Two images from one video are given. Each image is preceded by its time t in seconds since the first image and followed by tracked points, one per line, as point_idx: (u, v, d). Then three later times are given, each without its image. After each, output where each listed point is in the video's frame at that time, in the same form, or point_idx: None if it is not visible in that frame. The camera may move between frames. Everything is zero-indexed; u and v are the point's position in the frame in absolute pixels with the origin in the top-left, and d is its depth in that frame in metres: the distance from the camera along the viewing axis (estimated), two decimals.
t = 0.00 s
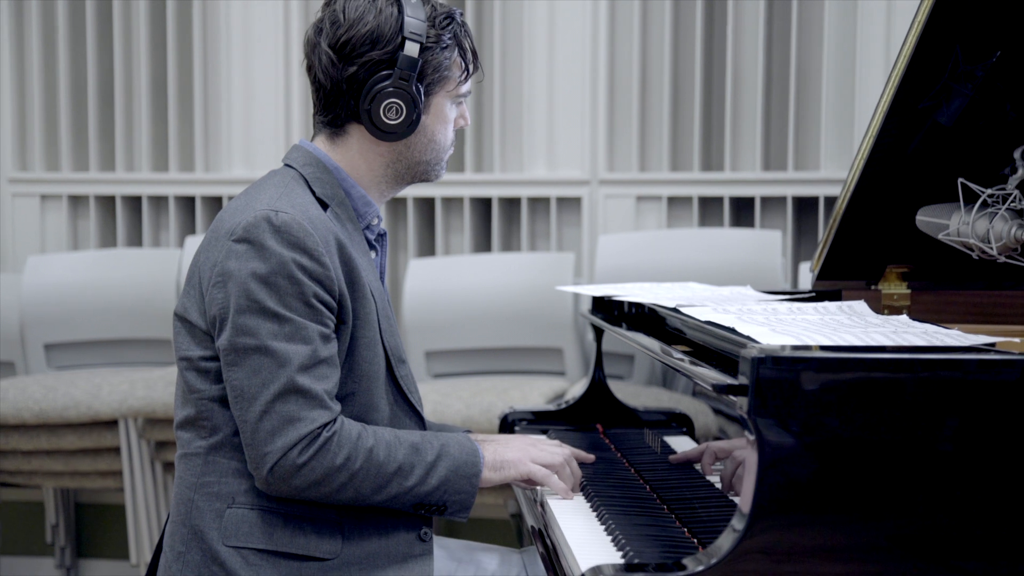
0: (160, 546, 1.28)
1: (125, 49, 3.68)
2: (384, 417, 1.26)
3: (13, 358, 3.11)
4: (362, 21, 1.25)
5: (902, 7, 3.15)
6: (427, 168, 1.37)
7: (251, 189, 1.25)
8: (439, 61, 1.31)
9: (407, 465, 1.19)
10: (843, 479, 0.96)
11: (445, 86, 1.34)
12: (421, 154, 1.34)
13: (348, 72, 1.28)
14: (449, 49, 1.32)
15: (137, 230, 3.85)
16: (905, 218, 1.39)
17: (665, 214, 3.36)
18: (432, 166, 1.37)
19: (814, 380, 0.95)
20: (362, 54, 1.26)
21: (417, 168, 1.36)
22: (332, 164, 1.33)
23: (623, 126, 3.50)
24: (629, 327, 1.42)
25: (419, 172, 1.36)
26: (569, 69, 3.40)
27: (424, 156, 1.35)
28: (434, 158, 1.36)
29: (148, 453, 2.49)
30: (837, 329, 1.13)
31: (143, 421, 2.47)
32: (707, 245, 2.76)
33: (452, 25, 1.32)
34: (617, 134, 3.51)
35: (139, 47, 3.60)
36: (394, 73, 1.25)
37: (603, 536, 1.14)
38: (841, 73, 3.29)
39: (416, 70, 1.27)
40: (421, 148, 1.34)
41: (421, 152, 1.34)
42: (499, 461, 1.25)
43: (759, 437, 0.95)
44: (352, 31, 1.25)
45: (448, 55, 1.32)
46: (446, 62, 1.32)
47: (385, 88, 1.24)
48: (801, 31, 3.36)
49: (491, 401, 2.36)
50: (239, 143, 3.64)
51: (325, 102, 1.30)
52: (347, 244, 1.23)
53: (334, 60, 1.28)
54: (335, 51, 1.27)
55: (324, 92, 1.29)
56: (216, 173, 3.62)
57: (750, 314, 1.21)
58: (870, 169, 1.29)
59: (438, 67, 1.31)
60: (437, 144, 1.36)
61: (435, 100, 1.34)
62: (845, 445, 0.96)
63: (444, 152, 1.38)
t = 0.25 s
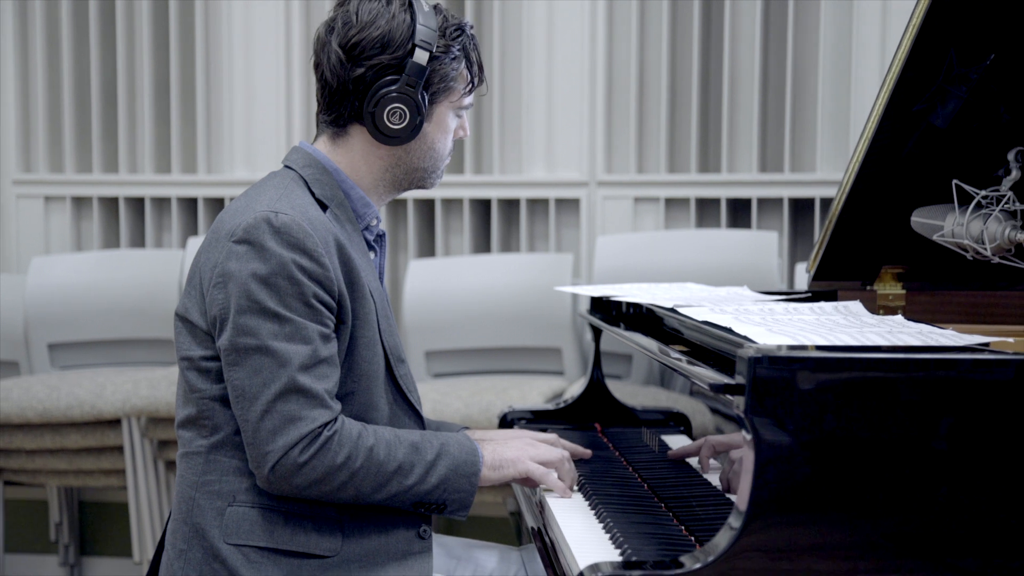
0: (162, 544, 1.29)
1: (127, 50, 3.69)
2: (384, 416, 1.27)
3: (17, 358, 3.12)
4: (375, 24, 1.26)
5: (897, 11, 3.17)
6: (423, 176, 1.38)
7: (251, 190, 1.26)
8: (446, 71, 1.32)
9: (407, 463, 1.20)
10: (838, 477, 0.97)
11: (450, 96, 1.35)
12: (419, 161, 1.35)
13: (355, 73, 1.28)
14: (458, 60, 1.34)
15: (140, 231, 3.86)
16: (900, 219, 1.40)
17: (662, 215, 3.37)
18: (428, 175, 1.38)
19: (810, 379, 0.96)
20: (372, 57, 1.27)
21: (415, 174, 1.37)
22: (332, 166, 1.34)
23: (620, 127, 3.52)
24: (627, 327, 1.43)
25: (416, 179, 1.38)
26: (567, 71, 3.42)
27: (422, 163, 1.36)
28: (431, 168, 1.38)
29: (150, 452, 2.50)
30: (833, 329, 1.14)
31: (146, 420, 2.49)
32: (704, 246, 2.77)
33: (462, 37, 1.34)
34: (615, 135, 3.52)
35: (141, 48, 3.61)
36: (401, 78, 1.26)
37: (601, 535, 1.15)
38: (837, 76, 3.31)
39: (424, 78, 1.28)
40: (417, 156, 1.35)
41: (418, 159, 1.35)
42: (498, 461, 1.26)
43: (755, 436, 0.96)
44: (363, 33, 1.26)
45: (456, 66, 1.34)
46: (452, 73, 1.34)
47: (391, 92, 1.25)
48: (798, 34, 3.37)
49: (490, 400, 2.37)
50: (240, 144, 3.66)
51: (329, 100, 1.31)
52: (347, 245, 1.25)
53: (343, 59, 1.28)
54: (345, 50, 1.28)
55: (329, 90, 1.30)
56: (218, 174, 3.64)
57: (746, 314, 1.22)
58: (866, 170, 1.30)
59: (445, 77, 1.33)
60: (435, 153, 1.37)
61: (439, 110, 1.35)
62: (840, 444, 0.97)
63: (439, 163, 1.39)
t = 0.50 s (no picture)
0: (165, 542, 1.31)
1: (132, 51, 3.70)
2: (385, 416, 1.29)
3: (21, 358, 3.13)
4: (371, 28, 1.27)
5: (892, 12, 3.18)
6: (428, 174, 1.39)
7: (254, 191, 1.27)
8: (444, 70, 1.34)
9: (409, 462, 1.21)
10: (834, 476, 0.98)
11: (449, 94, 1.37)
12: (423, 160, 1.37)
13: (354, 77, 1.29)
14: (455, 58, 1.35)
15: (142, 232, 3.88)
16: (895, 221, 1.41)
17: (660, 216, 3.38)
18: (432, 172, 1.39)
19: (806, 379, 0.97)
20: (370, 60, 1.28)
21: (419, 173, 1.38)
22: (335, 167, 1.35)
23: (618, 129, 3.53)
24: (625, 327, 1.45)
25: (420, 177, 1.39)
26: (567, 74, 3.44)
27: (426, 162, 1.37)
28: (435, 165, 1.39)
29: (153, 451, 2.51)
30: (829, 329, 1.15)
31: (148, 419, 2.50)
32: (701, 247, 2.78)
33: (458, 35, 1.35)
34: (613, 137, 3.53)
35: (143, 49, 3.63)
36: (399, 80, 1.27)
37: (599, 533, 1.16)
38: (833, 78, 3.32)
39: (422, 78, 1.29)
40: (422, 154, 1.36)
41: (423, 158, 1.36)
42: (499, 462, 1.27)
43: (751, 435, 0.97)
44: (361, 36, 1.28)
45: (454, 63, 1.35)
46: (450, 71, 1.35)
47: (391, 94, 1.27)
48: (795, 36, 3.38)
49: (490, 399, 2.38)
50: (243, 146, 3.67)
51: (330, 105, 1.32)
52: (349, 246, 1.26)
53: (341, 64, 1.30)
54: (343, 55, 1.29)
55: (329, 94, 1.32)
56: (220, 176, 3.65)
57: (743, 314, 1.23)
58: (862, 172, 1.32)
59: (444, 76, 1.34)
60: (438, 151, 1.38)
61: (439, 109, 1.36)
62: (836, 443, 0.98)
63: (444, 158, 1.40)
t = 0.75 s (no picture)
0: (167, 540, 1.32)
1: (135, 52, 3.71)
2: (385, 414, 1.30)
3: (25, 357, 3.14)
4: (377, 30, 1.28)
5: (889, 14, 3.19)
6: (426, 177, 1.40)
7: (254, 192, 1.28)
8: (447, 75, 1.35)
9: (409, 458, 1.22)
10: (830, 473, 0.99)
11: (450, 100, 1.38)
12: (420, 163, 1.38)
13: (358, 78, 1.31)
14: (458, 64, 1.36)
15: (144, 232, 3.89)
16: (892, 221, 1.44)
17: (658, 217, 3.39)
18: (430, 176, 1.40)
19: (802, 378, 0.98)
20: (374, 61, 1.30)
21: (417, 176, 1.39)
22: (334, 167, 1.36)
23: (616, 130, 3.54)
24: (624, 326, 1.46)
25: (417, 181, 1.40)
26: (566, 76, 3.45)
27: (424, 165, 1.38)
28: (433, 168, 1.40)
29: (155, 450, 2.52)
30: (825, 328, 1.16)
31: (150, 418, 2.51)
32: (699, 247, 2.79)
33: (463, 42, 1.37)
34: (612, 138, 3.54)
35: (145, 49, 3.64)
36: (402, 82, 1.28)
37: (597, 530, 1.17)
38: (829, 79, 3.34)
39: (425, 82, 1.30)
40: (421, 157, 1.37)
41: (421, 161, 1.38)
42: (499, 456, 1.28)
43: (749, 433, 0.99)
44: (367, 37, 1.29)
45: (456, 70, 1.36)
46: (453, 77, 1.36)
47: (392, 96, 1.27)
48: (792, 39, 3.40)
49: (489, 398, 2.39)
50: (245, 147, 3.69)
51: (332, 104, 1.34)
52: (348, 246, 1.27)
53: (345, 64, 1.31)
54: (347, 55, 1.30)
55: (332, 93, 1.33)
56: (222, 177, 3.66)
57: (741, 313, 1.24)
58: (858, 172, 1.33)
59: (446, 81, 1.35)
60: (436, 154, 1.39)
61: (440, 113, 1.38)
62: (832, 441, 0.99)
63: (442, 163, 1.41)
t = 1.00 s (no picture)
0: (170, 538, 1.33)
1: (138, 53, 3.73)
2: (385, 413, 1.31)
3: (29, 357, 3.15)
4: (386, 33, 1.30)
5: (885, 16, 3.21)
6: (422, 183, 1.41)
7: (255, 193, 1.29)
8: (451, 83, 1.36)
9: (409, 456, 1.24)
10: (825, 471, 1.00)
11: (453, 108, 1.39)
12: (419, 168, 1.39)
13: (363, 79, 1.32)
14: (463, 73, 1.38)
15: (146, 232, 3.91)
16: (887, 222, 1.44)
17: (656, 218, 3.40)
18: (427, 183, 1.42)
19: (799, 377, 0.99)
20: (381, 64, 1.31)
21: (415, 182, 1.41)
22: (334, 168, 1.38)
23: (614, 132, 3.55)
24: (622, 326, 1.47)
25: (415, 187, 1.42)
26: (565, 78, 3.46)
27: (422, 171, 1.40)
28: (430, 176, 1.41)
29: (159, 448, 2.53)
30: (821, 328, 1.18)
31: (153, 416, 2.52)
32: (697, 248, 2.81)
33: (469, 52, 1.39)
34: (610, 139, 3.55)
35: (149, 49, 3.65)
36: (407, 87, 1.30)
37: (596, 528, 1.18)
38: (825, 82, 3.35)
39: (429, 88, 1.32)
40: (419, 162, 1.38)
41: (419, 166, 1.39)
42: (499, 453, 1.30)
43: (746, 432, 1.00)
44: (375, 39, 1.30)
45: (461, 79, 1.38)
46: (457, 86, 1.38)
47: (396, 100, 1.29)
48: (789, 41, 3.41)
49: (489, 397, 2.41)
50: (246, 149, 3.70)
51: (336, 103, 1.35)
52: (349, 246, 1.28)
53: (352, 64, 1.32)
54: (354, 55, 1.32)
55: (336, 93, 1.34)
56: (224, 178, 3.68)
57: (738, 313, 1.26)
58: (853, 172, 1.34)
59: (449, 89, 1.37)
60: (435, 160, 1.40)
61: (442, 121, 1.39)
62: (828, 439, 1.00)
63: (438, 170, 1.42)
